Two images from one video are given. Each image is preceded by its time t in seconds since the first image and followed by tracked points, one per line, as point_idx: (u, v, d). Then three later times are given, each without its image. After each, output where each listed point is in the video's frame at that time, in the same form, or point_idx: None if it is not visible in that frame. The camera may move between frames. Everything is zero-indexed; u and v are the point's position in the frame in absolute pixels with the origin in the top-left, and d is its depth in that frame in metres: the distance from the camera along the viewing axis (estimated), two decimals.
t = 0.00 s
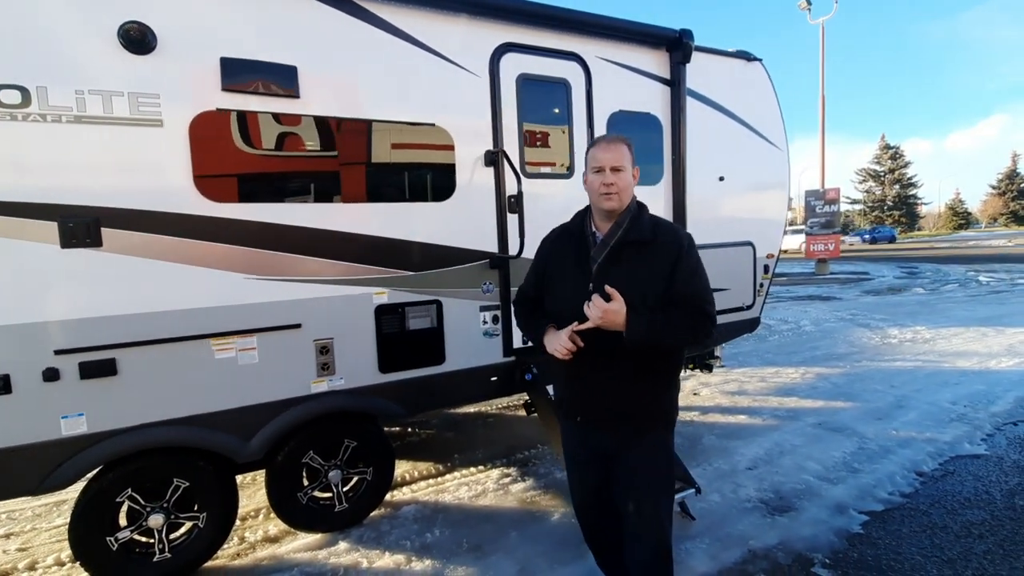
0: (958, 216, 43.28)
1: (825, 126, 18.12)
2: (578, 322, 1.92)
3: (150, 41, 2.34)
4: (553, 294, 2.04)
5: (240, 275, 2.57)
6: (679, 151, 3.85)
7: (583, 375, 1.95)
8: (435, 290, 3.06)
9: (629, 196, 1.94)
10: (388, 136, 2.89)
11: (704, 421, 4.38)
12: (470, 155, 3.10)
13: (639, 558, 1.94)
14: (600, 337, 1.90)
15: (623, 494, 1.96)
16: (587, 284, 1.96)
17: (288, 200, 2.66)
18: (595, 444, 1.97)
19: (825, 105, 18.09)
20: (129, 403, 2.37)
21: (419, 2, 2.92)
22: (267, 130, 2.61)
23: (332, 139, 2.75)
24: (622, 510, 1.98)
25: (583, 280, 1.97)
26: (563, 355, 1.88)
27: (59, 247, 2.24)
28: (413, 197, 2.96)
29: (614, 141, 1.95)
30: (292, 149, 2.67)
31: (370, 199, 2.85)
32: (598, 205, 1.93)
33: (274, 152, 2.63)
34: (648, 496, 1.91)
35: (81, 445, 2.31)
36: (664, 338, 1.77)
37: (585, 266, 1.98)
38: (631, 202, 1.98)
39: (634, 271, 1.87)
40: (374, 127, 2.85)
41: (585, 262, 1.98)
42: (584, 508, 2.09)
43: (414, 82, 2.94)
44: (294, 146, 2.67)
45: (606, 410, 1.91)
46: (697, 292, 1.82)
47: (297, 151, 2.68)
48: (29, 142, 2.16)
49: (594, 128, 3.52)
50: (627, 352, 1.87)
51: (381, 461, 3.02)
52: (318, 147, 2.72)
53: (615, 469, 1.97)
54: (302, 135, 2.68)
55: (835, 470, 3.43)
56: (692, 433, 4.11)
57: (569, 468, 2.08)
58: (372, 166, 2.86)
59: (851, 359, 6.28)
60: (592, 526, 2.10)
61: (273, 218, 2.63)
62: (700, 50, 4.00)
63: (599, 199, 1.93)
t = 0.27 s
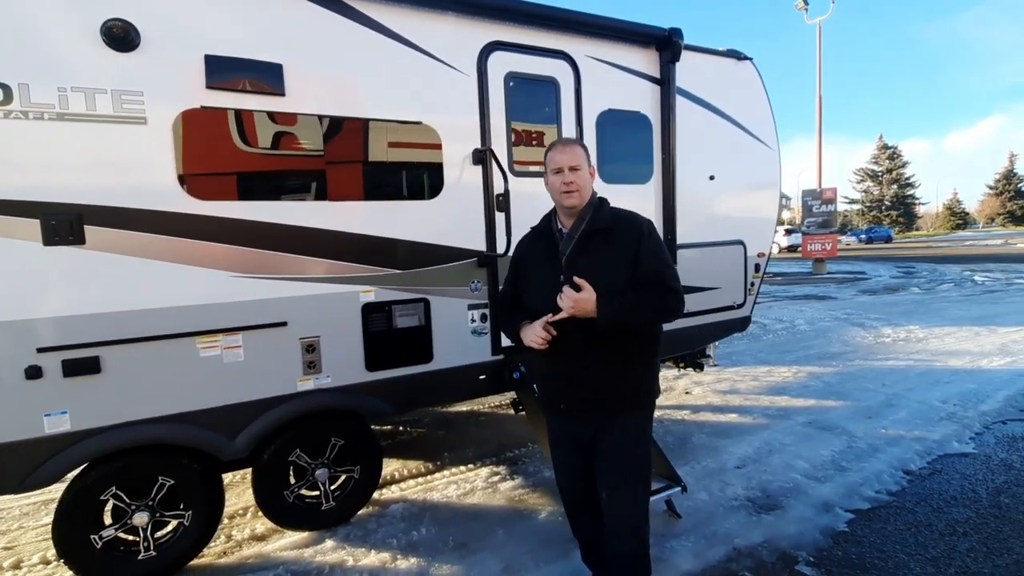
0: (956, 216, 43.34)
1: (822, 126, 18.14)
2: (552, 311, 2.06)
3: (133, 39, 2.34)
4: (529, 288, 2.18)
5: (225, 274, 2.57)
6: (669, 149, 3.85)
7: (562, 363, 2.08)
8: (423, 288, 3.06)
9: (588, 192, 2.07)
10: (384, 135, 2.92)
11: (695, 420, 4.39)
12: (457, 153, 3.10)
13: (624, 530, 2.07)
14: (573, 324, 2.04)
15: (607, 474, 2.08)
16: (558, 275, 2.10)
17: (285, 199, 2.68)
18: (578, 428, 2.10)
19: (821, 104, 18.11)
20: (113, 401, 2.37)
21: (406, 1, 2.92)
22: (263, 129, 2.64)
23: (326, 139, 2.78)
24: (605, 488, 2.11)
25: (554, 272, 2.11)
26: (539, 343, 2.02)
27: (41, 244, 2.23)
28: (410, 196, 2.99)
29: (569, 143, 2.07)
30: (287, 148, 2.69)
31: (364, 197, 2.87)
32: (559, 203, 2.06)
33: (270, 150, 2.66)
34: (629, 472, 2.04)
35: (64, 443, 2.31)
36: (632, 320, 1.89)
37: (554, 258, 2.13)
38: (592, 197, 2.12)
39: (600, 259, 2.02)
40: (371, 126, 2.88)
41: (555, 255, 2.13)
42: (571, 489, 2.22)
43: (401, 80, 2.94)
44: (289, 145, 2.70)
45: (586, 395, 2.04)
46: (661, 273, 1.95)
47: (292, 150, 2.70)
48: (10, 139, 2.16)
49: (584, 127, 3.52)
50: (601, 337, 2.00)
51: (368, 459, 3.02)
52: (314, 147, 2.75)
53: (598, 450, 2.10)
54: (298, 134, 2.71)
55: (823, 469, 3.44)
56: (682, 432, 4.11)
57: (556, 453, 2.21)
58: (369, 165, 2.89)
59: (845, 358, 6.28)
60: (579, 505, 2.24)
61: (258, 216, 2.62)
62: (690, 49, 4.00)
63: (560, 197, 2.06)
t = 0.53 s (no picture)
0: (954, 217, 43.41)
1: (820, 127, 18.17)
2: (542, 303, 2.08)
3: (128, 39, 2.35)
4: (518, 285, 2.21)
5: (220, 273, 2.58)
6: (665, 150, 3.86)
7: (555, 355, 2.10)
8: (419, 288, 3.07)
9: (568, 189, 2.11)
10: (384, 135, 2.93)
11: (690, 420, 4.40)
12: (453, 154, 3.11)
13: (625, 516, 2.10)
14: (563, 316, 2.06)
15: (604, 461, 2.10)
16: (544, 270, 2.14)
17: (285, 198, 2.70)
18: (572, 417, 2.12)
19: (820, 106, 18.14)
20: (108, 400, 2.37)
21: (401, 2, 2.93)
22: (263, 129, 2.65)
23: (325, 139, 2.79)
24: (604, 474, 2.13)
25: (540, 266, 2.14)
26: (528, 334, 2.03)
27: (37, 244, 2.24)
28: (411, 196, 3.01)
29: (546, 142, 2.11)
30: (287, 148, 2.70)
31: (364, 197, 2.88)
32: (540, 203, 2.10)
33: (270, 150, 2.67)
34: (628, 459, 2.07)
35: (59, 441, 2.32)
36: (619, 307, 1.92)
37: (540, 254, 2.16)
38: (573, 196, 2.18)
39: (584, 252, 2.06)
40: (371, 126, 2.90)
41: (540, 251, 2.17)
42: (569, 481, 2.24)
43: (396, 81, 2.95)
44: (290, 144, 2.71)
45: (579, 384, 2.06)
46: (643, 260, 2.00)
47: (292, 150, 2.71)
48: (6, 139, 2.17)
49: (579, 127, 3.53)
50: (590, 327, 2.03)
51: (363, 458, 3.03)
52: (314, 146, 2.76)
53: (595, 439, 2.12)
54: (298, 134, 2.72)
55: (816, 468, 3.46)
56: (677, 432, 4.13)
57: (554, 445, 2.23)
58: (370, 165, 2.90)
59: (840, 359, 6.30)
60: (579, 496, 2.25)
61: (253, 216, 2.63)
62: (686, 50, 4.01)
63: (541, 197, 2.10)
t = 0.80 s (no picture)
0: (956, 218, 43.34)
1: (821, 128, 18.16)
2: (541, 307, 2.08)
3: (127, 39, 2.35)
4: (518, 287, 2.21)
5: (218, 274, 2.58)
6: (664, 151, 3.86)
7: (557, 357, 2.10)
8: (417, 289, 3.07)
9: (566, 189, 2.12)
10: (384, 136, 2.93)
11: (689, 421, 4.40)
12: (452, 154, 3.11)
13: (631, 516, 2.11)
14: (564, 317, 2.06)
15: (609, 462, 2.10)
16: (544, 271, 2.13)
17: (286, 198, 2.70)
18: (576, 418, 2.12)
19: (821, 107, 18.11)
20: (106, 400, 2.38)
21: (400, 2, 2.93)
22: (263, 129, 2.66)
23: (324, 139, 2.79)
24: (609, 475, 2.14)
25: (541, 267, 2.14)
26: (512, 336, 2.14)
27: (35, 244, 2.24)
28: (412, 196, 3.02)
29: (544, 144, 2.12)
30: (287, 148, 2.70)
31: (364, 197, 2.89)
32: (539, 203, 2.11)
33: (270, 150, 2.67)
34: (631, 460, 2.05)
35: (57, 441, 2.32)
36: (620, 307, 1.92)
37: (540, 255, 2.16)
38: (572, 196, 2.18)
39: (583, 253, 2.06)
40: (371, 126, 2.90)
41: (540, 252, 2.17)
42: (572, 482, 2.24)
43: (395, 81, 2.95)
44: (290, 144, 2.71)
45: (582, 386, 2.06)
46: (642, 260, 1.99)
47: (292, 150, 2.72)
48: (5, 139, 2.17)
49: (578, 128, 3.53)
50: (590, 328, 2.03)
51: (362, 459, 3.03)
52: (314, 147, 2.77)
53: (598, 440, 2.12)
54: (298, 134, 2.73)
55: (814, 470, 3.45)
56: (677, 433, 4.13)
57: (556, 447, 2.24)
58: (370, 165, 2.91)
59: (840, 360, 6.29)
60: (581, 498, 2.25)
61: (252, 216, 2.64)
62: (685, 51, 4.01)
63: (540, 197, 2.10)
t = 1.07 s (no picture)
0: (958, 220, 43.27)
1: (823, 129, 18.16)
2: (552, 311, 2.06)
3: (129, 40, 2.36)
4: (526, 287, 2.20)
5: (219, 274, 2.58)
6: (664, 152, 3.86)
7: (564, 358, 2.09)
8: (418, 290, 3.07)
9: (574, 189, 2.12)
10: (385, 136, 2.94)
11: (690, 423, 4.40)
12: (452, 155, 3.11)
13: (639, 517, 2.11)
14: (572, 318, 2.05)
15: (616, 464, 2.10)
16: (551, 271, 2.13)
17: (286, 198, 2.71)
18: (583, 420, 2.12)
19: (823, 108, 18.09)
20: (106, 400, 2.38)
21: (402, 3, 2.94)
22: (264, 130, 2.66)
23: (324, 139, 2.79)
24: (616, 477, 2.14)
25: (548, 268, 2.14)
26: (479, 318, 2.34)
27: (36, 243, 2.25)
28: (412, 197, 3.02)
29: (550, 145, 2.13)
30: (287, 148, 2.71)
31: (364, 198, 2.89)
32: (548, 202, 2.10)
33: (270, 150, 2.67)
34: (639, 461, 2.06)
35: (57, 441, 2.32)
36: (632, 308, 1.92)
37: (547, 256, 2.16)
38: (579, 197, 2.18)
39: (592, 254, 2.06)
40: (372, 127, 2.90)
41: (547, 253, 2.16)
42: (577, 484, 2.23)
43: (396, 82, 2.96)
44: (290, 145, 2.71)
45: (591, 388, 2.06)
46: (652, 262, 1.99)
47: (292, 150, 2.72)
48: (6, 139, 2.18)
49: (579, 129, 3.53)
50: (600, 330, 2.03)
51: (361, 460, 3.03)
52: (314, 147, 2.77)
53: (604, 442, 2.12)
54: (299, 134, 2.73)
55: (814, 472, 3.45)
56: (677, 435, 4.12)
57: (561, 449, 2.23)
58: (370, 165, 2.91)
59: (841, 362, 6.29)
60: (586, 500, 2.25)
61: (253, 216, 2.64)
62: (686, 52, 4.01)
63: (548, 197, 2.10)
